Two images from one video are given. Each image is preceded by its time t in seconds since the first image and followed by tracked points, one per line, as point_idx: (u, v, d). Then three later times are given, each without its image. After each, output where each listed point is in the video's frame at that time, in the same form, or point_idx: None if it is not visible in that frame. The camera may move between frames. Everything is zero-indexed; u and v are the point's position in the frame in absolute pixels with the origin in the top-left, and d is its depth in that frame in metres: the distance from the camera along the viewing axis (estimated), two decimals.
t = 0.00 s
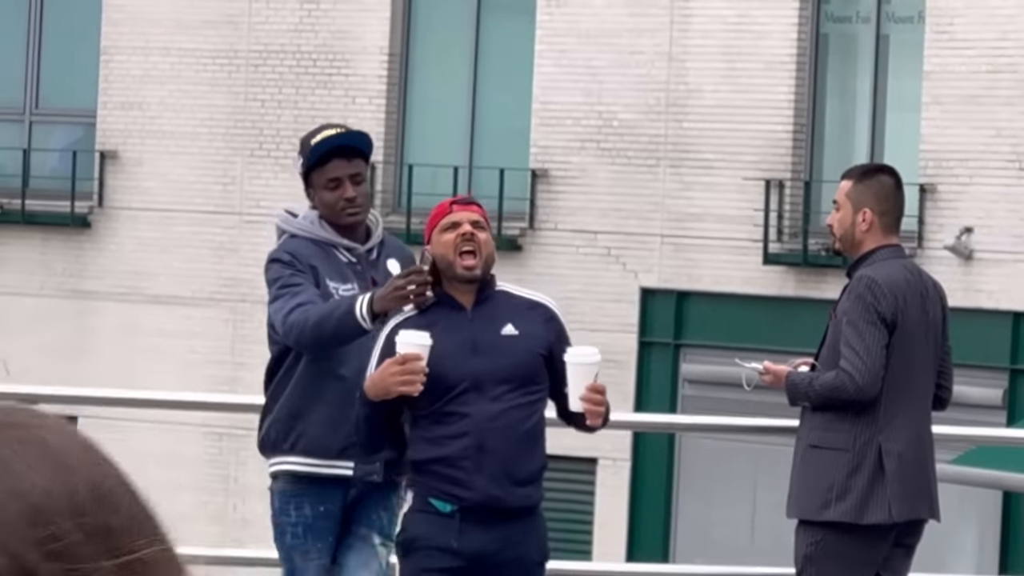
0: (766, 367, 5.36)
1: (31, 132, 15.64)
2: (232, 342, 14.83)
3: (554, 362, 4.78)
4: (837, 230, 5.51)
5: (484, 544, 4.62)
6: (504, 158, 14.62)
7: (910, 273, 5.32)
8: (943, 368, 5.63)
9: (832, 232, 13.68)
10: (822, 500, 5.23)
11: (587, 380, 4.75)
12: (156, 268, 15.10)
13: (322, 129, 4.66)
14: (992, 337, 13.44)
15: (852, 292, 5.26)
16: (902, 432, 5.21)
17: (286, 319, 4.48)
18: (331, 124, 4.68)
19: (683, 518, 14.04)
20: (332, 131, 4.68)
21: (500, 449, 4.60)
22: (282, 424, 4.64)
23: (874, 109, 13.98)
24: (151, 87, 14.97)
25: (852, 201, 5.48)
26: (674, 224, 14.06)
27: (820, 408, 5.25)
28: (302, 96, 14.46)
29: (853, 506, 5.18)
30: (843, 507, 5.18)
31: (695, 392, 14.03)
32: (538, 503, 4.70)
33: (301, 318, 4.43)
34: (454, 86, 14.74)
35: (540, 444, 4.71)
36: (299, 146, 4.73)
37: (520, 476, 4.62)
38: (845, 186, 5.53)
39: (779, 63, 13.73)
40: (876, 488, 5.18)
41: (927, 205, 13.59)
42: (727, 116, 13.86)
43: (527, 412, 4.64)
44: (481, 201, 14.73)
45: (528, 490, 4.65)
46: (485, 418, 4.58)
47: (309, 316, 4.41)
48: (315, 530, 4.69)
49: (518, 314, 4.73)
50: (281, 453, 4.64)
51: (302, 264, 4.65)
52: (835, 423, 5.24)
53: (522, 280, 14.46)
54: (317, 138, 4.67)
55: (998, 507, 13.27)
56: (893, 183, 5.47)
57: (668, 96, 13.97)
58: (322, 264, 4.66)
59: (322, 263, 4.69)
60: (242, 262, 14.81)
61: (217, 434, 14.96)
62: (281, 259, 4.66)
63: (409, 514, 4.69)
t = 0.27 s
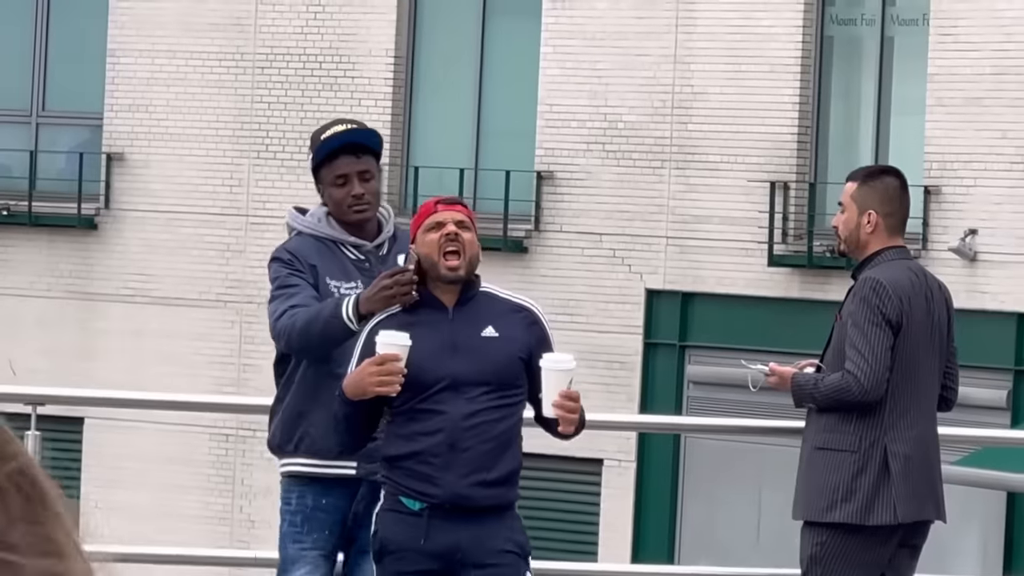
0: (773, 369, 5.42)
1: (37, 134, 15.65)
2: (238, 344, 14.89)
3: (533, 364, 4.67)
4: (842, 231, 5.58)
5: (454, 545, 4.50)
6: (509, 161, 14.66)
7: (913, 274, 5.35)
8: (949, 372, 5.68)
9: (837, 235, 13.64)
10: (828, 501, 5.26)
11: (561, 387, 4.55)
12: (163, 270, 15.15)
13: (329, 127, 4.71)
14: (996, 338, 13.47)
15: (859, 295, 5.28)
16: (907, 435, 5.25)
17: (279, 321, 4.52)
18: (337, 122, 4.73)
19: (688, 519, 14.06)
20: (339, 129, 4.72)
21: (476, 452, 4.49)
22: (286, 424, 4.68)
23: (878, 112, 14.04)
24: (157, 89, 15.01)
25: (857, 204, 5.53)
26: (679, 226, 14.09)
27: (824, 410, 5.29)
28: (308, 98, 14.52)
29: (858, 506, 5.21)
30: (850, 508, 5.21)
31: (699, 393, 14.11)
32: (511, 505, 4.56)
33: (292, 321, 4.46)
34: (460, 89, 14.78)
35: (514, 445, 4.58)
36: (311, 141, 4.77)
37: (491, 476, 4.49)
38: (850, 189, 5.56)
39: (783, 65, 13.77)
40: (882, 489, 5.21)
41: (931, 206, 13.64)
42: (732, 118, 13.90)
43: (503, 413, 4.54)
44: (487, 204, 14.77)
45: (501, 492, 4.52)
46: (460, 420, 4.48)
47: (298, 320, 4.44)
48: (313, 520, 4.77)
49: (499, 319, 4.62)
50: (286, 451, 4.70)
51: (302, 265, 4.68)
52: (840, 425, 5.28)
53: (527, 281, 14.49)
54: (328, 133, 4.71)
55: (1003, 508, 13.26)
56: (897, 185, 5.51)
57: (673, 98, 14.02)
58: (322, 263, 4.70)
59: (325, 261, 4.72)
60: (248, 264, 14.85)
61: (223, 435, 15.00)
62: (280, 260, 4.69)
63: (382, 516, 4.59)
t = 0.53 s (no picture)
0: (777, 365, 5.08)
1: (44, 131, 15.66)
2: (245, 340, 14.91)
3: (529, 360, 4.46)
4: (848, 228, 5.21)
5: (447, 546, 4.29)
6: (516, 158, 14.68)
7: (921, 271, 5.02)
8: (956, 366, 5.44)
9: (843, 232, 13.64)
10: (835, 498, 4.98)
11: (555, 385, 4.31)
12: (169, 266, 15.17)
13: (333, 123, 4.62)
14: (1002, 335, 13.48)
15: (865, 291, 4.97)
16: (915, 430, 4.98)
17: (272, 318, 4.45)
18: (342, 119, 4.63)
19: (694, 516, 14.10)
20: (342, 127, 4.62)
21: (469, 451, 4.27)
22: (280, 419, 4.63)
23: (884, 109, 14.05)
24: (164, 86, 15.03)
25: (864, 200, 5.15)
26: (685, 222, 14.11)
27: (831, 406, 5.00)
28: (314, 95, 14.56)
29: (866, 503, 4.94)
30: (857, 505, 4.94)
31: (706, 390, 14.14)
32: (510, 501, 4.35)
33: (284, 319, 4.38)
34: (466, 86, 14.79)
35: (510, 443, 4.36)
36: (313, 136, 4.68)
37: (483, 475, 4.27)
38: (856, 184, 5.17)
39: (789, 62, 13.78)
40: (890, 484, 4.94)
41: (937, 203, 13.64)
42: (738, 114, 13.91)
43: (497, 410, 4.33)
44: (493, 201, 14.75)
45: (495, 492, 4.29)
46: (452, 419, 4.26)
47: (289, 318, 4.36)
48: (304, 509, 4.67)
49: (492, 314, 4.40)
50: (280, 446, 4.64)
51: (299, 262, 4.57)
52: (846, 421, 4.99)
53: (534, 278, 14.49)
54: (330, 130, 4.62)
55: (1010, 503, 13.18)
56: (905, 181, 5.12)
57: (679, 95, 14.03)
58: (320, 260, 4.60)
59: (326, 257, 4.62)
60: (255, 260, 14.87)
61: (229, 432, 15.02)
62: (277, 255, 4.59)
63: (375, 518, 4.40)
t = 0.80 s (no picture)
0: (782, 358, 5.05)
1: (47, 124, 15.66)
2: (248, 334, 14.91)
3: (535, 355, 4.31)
4: (853, 222, 5.14)
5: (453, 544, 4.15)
6: (519, 152, 14.66)
7: (926, 265, 4.95)
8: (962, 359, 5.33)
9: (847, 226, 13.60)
10: (839, 492, 4.88)
11: (559, 373, 4.17)
12: (173, 260, 15.17)
13: (314, 118, 4.37)
14: (1005, 330, 13.48)
15: (869, 285, 4.90)
16: (919, 424, 4.88)
17: (260, 316, 4.21)
18: (323, 113, 4.38)
19: (697, 509, 14.13)
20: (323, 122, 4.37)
21: (474, 449, 4.14)
22: (264, 423, 4.39)
23: (887, 104, 14.04)
24: (168, 80, 15.06)
25: (868, 194, 5.09)
26: (688, 216, 14.10)
27: (835, 399, 4.90)
28: (318, 90, 14.56)
29: (870, 497, 4.84)
30: (862, 499, 4.84)
31: (709, 383, 14.14)
32: (518, 500, 4.20)
33: (275, 316, 4.16)
34: (470, 80, 14.80)
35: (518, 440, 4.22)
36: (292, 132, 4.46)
37: (489, 472, 4.13)
38: (861, 179, 5.12)
39: (793, 56, 13.77)
40: (894, 479, 4.84)
41: (941, 198, 13.61)
42: (742, 108, 13.91)
43: (502, 405, 4.18)
44: (497, 194, 14.72)
45: (502, 490, 4.15)
46: (458, 416, 4.13)
47: (282, 315, 4.14)
48: (297, 514, 4.40)
49: (496, 308, 4.26)
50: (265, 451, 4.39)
51: (281, 260, 4.35)
52: (850, 415, 4.90)
53: (537, 272, 14.49)
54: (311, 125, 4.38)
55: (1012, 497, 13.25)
56: (910, 175, 5.07)
57: (683, 89, 14.02)
58: (302, 257, 4.37)
59: (307, 254, 4.39)
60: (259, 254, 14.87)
61: (232, 426, 15.01)
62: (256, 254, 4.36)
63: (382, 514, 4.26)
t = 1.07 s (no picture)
0: (789, 345, 4.84)
1: (54, 112, 15.69)
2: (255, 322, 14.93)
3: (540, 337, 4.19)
4: (860, 208, 4.93)
5: (464, 532, 3.98)
6: (525, 139, 14.67)
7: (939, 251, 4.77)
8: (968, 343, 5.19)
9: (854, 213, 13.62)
10: (846, 478, 4.66)
11: (567, 349, 4.06)
12: (179, 247, 15.17)
13: (291, 97, 4.14)
14: (1011, 317, 13.50)
15: (876, 271, 4.67)
16: (927, 411, 4.65)
17: (248, 302, 3.98)
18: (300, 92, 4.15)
19: (705, 496, 14.14)
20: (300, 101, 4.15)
21: (484, 432, 3.99)
22: (240, 404, 4.14)
23: (894, 92, 14.01)
24: (175, 68, 15.08)
25: (876, 181, 4.89)
26: (695, 204, 14.11)
27: (843, 385, 4.68)
28: (325, 77, 14.64)
29: (877, 484, 4.61)
30: (868, 487, 4.62)
31: (716, 371, 14.16)
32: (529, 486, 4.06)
33: (266, 302, 3.93)
34: (477, 68, 14.79)
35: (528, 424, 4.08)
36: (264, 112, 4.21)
37: (500, 457, 3.98)
38: (869, 166, 4.92)
39: (800, 44, 13.77)
40: (900, 467, 4.61)
41: (948, 185, 13.61)
42: (748, 96, 13.89)
43: (510, 388, 4.04)
44: (505, 181, 14.75)
45: (514, 474, 4.00)
46: (468, 398, 3.98)
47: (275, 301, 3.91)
48: (279, 502, 4.18)
49: (500, 288, 4.13)
50: (243, 434, 4.15)
51: (260, 241, 4.12)
52: (857, 402, 4.67)
53: (544, 259, 14.51)
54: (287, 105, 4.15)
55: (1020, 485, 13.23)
56: (918, 162, 4.86)
57: (689, 77, 14.02)
58: (282, 238, 4.15)
59: (284, 235, 4.17)
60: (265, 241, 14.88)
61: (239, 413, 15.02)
62: (235, 236, 4.12)
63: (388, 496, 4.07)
